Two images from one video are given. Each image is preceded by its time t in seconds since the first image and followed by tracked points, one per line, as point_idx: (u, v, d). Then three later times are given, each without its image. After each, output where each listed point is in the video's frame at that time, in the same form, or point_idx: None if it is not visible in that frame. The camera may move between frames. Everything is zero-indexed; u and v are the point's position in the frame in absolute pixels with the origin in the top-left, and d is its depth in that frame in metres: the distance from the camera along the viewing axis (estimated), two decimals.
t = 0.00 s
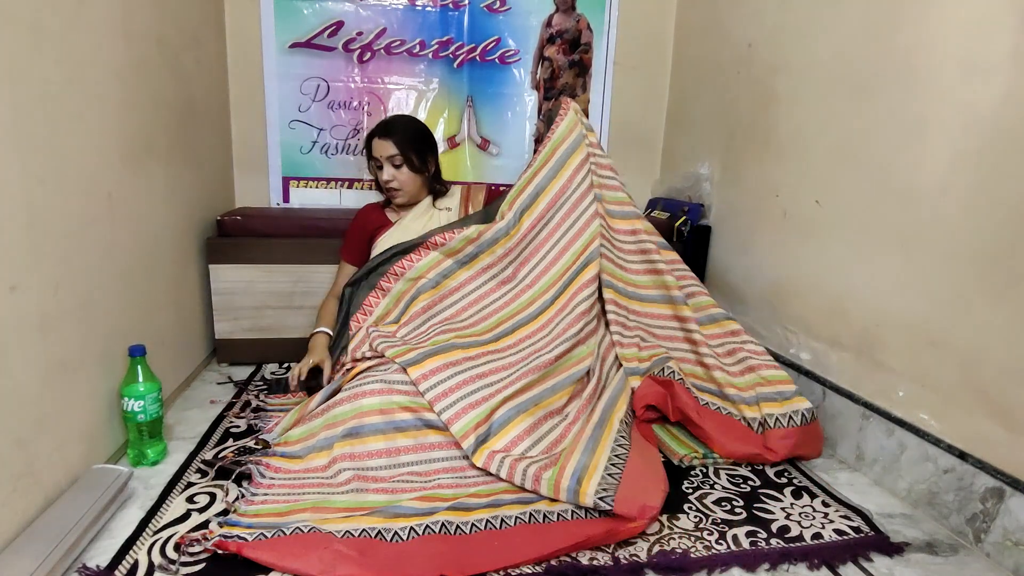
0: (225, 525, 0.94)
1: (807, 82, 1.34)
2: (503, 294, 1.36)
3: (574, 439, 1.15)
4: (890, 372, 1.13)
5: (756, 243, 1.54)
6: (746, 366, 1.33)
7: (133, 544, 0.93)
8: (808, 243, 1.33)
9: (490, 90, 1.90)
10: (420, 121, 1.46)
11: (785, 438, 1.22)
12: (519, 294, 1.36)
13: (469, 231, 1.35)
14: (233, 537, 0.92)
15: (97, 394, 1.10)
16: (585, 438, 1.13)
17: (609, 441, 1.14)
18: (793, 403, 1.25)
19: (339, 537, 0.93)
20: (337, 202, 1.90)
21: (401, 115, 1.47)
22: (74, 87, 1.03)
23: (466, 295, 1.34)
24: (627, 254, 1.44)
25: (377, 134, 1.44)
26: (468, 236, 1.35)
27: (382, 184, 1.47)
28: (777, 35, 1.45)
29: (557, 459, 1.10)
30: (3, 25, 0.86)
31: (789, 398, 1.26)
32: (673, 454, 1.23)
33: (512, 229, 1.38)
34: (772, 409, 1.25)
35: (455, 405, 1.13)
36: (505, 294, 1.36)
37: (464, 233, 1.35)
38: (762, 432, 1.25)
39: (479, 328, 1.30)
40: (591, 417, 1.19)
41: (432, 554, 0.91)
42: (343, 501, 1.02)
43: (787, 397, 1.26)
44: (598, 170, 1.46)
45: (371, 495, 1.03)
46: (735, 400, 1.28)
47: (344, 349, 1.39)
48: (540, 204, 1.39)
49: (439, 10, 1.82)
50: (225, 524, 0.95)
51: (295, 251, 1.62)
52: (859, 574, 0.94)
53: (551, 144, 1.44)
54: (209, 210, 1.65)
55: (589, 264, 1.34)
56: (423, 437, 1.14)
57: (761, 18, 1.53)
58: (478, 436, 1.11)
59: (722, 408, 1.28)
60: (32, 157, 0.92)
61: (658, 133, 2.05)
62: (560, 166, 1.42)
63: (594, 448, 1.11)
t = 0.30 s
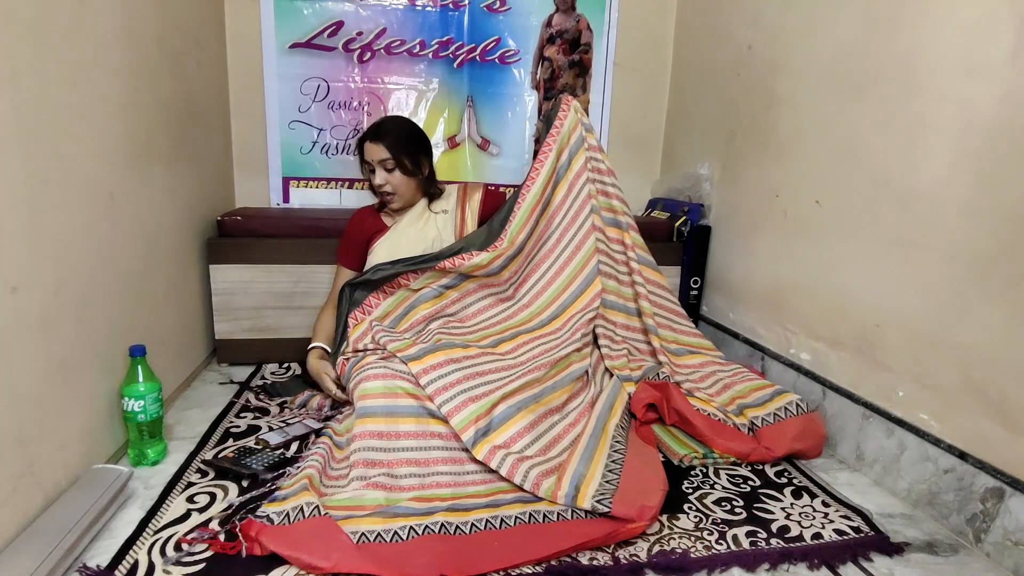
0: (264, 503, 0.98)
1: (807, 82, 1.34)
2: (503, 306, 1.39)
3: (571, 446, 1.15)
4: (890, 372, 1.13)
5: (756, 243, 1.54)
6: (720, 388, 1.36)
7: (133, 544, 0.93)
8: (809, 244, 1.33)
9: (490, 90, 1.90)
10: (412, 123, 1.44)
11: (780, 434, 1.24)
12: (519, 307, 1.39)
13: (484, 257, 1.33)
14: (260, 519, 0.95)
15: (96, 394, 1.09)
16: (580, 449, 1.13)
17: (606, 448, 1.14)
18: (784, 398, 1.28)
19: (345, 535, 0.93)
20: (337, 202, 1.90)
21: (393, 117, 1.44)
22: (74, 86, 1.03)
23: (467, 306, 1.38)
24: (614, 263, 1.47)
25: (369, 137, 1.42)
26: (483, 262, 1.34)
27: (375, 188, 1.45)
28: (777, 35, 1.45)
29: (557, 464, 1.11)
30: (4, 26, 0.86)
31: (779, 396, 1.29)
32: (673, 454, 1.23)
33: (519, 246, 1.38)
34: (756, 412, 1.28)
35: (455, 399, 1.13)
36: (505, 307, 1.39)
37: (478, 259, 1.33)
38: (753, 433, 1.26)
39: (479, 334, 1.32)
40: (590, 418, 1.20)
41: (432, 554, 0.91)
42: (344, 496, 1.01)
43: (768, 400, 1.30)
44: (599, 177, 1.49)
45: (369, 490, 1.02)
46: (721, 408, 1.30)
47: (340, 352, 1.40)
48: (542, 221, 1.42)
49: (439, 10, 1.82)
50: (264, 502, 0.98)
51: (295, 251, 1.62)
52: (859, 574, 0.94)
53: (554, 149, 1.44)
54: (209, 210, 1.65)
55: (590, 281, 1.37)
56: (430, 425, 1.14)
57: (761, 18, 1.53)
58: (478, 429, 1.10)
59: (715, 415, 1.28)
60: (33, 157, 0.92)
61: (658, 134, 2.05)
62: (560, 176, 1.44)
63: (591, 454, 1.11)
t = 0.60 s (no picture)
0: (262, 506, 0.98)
1: (807, 83, 1.34)
2: (503, 306, 1.39)
3: (570, 449, 1.16)
4: (890, 372, 1.13)
5: (756, 243, 1.54)
6: (720, 390, 1.35)
7: (133, 544, 0.93)
8: (809, 244, 1.33)
9: (490, 90, 1.90)
10: (405, 125, 1.42)
11: (779, 434, 1.24)
12: (518, 305, 1.39)
13: (484, 259, 1.33)
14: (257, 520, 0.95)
15: (96, 394, 1.09)
16: (579, 452, 1.13)
17: (605, 450, 1.14)
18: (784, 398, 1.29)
19: (343, 535, 0.93)
20: (336, 202, 1.90)
21: (385, 119, 1.42)
22: (75, 87, 1.03)
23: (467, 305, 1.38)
24: (610, 255, 1.46)
25: (362, 141, 1.40)
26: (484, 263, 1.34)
27: (370, 193, 1.43)
28: (777, 35, 1.45)
29: (557, 466, 1.11)
30: (5, 27, 0.85)
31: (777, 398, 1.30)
32: (673, 454, 1.23)
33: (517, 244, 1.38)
34: (756, 412, 1.28)
35: (454, 402, 1.13)
36: (505, 307, 1.39)
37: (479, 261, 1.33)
38: (753, 433, 1.26)
39: (478, 334, 1.32)
40: (590, 418, 1.21)
41: (432, 554, 0.91)
42: (343, 497, 1.01)
43: (769, 400, 1.30)
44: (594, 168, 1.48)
45: (368, 491, 1.02)
46: (721, 408, 1.30)
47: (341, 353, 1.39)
48: (538, 215, 1.43)
49: (439, 10, 1.82)
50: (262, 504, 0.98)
51: (295, 251, 1.62)
52: (859, 574, 0.94)
53: (546, 142, 1.44)
54: (209, 210, 1.65)
55: (589, 276, 1.37)
56: (430, 429, 1.14)
57: (761, 18, 1.53)
58: (477, 431, 1.11)
59: (716, 416, 1.28)
60: (34, 157, 0.92)
61: (658, 134, 2.05)
62: (553, 171, 1.44)
63: (591, 458, 1.11)
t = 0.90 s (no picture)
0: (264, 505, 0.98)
1: (807, 83, 1.34)
2: (503, 306, 1.39)
3: (569, 451, 1.16)
4: (890, 372, 1.13)
5: (756, 243, 1.54)
6: (719, 388, 1.36)
7: (133, 544, 0.93)
8: (809, 244, 1.33)
9: (490, 90, 1.90)
10: (402, 123, 1.41)
11: (779, 434, 1.24)
12: (518, 306, 1.39)
13: (484, 263, 1.33)
14: (258, 519, 0.95)
15: (96, 394, 1.09)
16: (579, 455, 1.13)
17: (605, 452, 1.14)
18: (784, 399, 1.29)
19: (344, 534, 0.93)
20: (336, 202, 1.90)
21: (382, 117, 1.41)
22: (75, 87, 1.03)
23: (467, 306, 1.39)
24: (607, 252, 1.47)
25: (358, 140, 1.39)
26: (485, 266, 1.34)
27: (366, 190, 1.43)
28: (777, 34, 1.45)
29: (557, 467, 1.12)
30: (4, 27, 0.85)
31: (777, 398, 1.30)
32: (673, 454, 1.23)
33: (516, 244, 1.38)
34: (756, 412, 1.28)
35: (455, 404, 1.13)
36: (505, 308, 1.39)
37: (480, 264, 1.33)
38: (753, 433, 1.26)
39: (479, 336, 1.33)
40: (589, 421, 1.21)
41: (432, 554, 0.91)
42: (344, 497, 1.01)
43: (769, 400, 1.30)
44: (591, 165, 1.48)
45: (368, 491, 1.02)
46: (721, 408, 1.30)
47: (340, 356, 1.38)
48: (536, 212, 1.43)
49: (439, 10, 1.82)
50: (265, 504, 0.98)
51: (295, 251, 1.61)
52: (859, 574, 0.94)
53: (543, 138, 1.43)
54: (209, 210, 1.65)
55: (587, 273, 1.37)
56: (429, 430, 1.14)
57: (761, 18, 1.53)
58: (478, 433, 1.11)
59: (715, 416, 1.28)
60: (34, 157, 0.92)
61: (658, 133, 2.05)
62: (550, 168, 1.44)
63: (591, 462, 1.11)
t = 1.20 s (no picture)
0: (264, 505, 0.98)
1: (807, 83, 1.34)
2: (502, 304, 1.39)
3: (569, 453, 1.15)
4: (890, 373, 1.13)
5: (756, 243, 1.54)
6: (720, 387, 1.36)
7: (133, 544, 0.93)
8: (809, 244, 1.33)
9: (490, 90, 1.90)
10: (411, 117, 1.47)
11: (779, 434, 1.24)
12: (518, 303, 1.39)
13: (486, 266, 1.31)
14: (258, 519, 0.95)
15: (96, 394, 1.09)
16: (579, 457, 1.13)
17: (605, 453, 1.14)
18: (784, 399, 1.29)
19: (344, 534, 0.93)
20: (337, 202, 1.90)
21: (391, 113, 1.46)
22: (75, 87, 1.03)
23: (467, 304, 1.39)
24: (608, 244, 1.46)
25: (373, 136, 1.42)
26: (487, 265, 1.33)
27: (383, 186, 1.45)
28: (777, 35, 1.45)
29: (557, 468, 1.12)
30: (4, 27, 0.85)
31: (778, 398, 1.30)
32: (673, 454, 1.23)
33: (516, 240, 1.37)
34: (757, 412, 1.28)
35: (455, 408, 1.13)
36: (503, 306, 1.39)
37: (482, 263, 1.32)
38: (753, 433, 1.26)
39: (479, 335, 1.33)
40: (589, 422, 1.21)
41: (432, 554, 0.91)
42: (344, 497, 1.01)
43: (772, 399, 1.30)
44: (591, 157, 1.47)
45: (367, 492, 1.02)
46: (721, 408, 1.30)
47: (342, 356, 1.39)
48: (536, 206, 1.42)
49: (439, 10, 1.82)
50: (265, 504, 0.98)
51: (295, 251, 1.61)
52: (859, 574, 0.94)
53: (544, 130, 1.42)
54: (209, 210, 1.65)
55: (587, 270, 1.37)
56: (428, 434, 1.15)
57: (761, 18, 1.53)
58: (477, 438, 1.11)
59: (715, 416, 1.29)
60: (34, 157, 0.92)
61: (658, 134, 2.05)
62: (549, 161, 1.43)
63: (590, 464, 1.11)
